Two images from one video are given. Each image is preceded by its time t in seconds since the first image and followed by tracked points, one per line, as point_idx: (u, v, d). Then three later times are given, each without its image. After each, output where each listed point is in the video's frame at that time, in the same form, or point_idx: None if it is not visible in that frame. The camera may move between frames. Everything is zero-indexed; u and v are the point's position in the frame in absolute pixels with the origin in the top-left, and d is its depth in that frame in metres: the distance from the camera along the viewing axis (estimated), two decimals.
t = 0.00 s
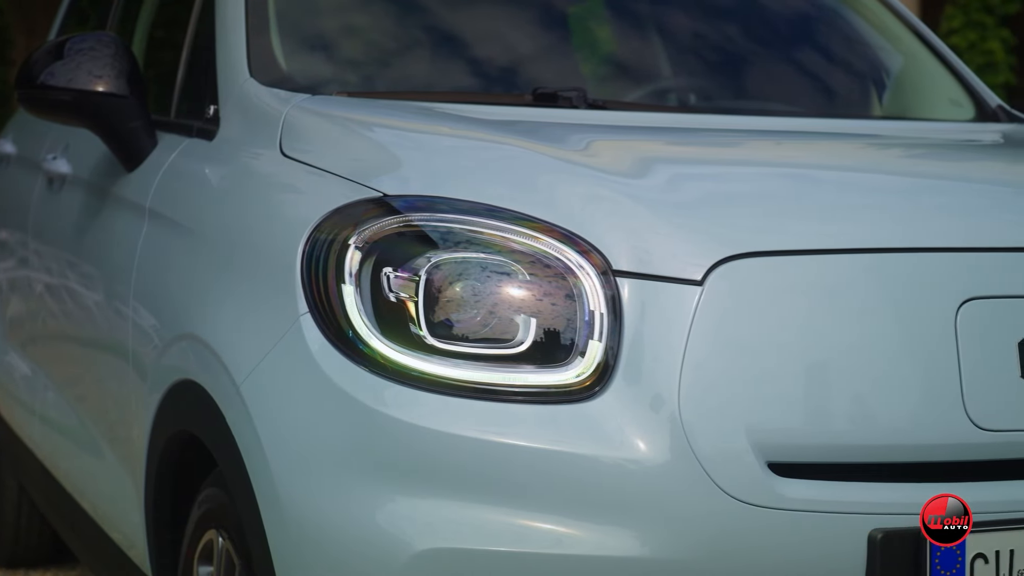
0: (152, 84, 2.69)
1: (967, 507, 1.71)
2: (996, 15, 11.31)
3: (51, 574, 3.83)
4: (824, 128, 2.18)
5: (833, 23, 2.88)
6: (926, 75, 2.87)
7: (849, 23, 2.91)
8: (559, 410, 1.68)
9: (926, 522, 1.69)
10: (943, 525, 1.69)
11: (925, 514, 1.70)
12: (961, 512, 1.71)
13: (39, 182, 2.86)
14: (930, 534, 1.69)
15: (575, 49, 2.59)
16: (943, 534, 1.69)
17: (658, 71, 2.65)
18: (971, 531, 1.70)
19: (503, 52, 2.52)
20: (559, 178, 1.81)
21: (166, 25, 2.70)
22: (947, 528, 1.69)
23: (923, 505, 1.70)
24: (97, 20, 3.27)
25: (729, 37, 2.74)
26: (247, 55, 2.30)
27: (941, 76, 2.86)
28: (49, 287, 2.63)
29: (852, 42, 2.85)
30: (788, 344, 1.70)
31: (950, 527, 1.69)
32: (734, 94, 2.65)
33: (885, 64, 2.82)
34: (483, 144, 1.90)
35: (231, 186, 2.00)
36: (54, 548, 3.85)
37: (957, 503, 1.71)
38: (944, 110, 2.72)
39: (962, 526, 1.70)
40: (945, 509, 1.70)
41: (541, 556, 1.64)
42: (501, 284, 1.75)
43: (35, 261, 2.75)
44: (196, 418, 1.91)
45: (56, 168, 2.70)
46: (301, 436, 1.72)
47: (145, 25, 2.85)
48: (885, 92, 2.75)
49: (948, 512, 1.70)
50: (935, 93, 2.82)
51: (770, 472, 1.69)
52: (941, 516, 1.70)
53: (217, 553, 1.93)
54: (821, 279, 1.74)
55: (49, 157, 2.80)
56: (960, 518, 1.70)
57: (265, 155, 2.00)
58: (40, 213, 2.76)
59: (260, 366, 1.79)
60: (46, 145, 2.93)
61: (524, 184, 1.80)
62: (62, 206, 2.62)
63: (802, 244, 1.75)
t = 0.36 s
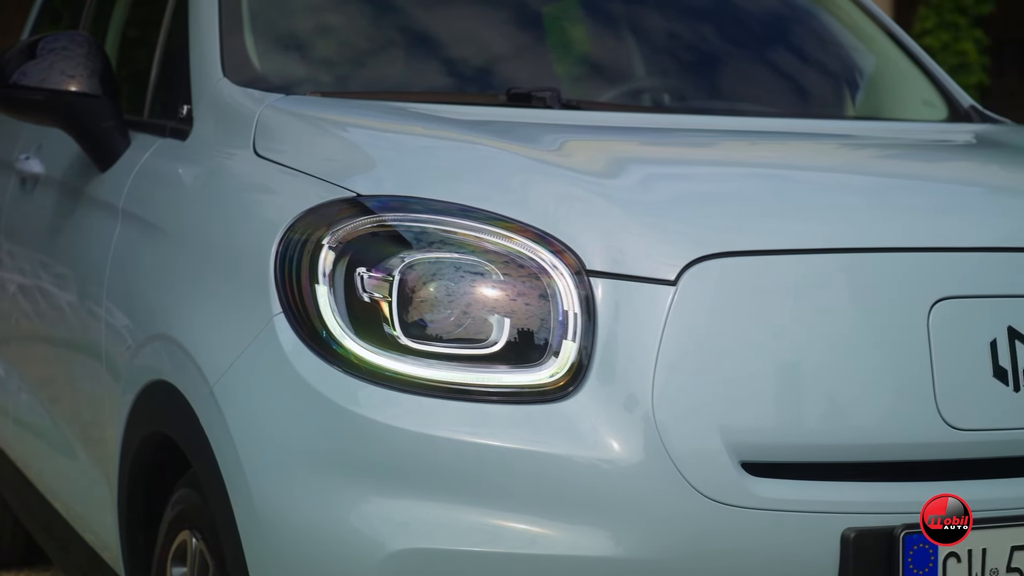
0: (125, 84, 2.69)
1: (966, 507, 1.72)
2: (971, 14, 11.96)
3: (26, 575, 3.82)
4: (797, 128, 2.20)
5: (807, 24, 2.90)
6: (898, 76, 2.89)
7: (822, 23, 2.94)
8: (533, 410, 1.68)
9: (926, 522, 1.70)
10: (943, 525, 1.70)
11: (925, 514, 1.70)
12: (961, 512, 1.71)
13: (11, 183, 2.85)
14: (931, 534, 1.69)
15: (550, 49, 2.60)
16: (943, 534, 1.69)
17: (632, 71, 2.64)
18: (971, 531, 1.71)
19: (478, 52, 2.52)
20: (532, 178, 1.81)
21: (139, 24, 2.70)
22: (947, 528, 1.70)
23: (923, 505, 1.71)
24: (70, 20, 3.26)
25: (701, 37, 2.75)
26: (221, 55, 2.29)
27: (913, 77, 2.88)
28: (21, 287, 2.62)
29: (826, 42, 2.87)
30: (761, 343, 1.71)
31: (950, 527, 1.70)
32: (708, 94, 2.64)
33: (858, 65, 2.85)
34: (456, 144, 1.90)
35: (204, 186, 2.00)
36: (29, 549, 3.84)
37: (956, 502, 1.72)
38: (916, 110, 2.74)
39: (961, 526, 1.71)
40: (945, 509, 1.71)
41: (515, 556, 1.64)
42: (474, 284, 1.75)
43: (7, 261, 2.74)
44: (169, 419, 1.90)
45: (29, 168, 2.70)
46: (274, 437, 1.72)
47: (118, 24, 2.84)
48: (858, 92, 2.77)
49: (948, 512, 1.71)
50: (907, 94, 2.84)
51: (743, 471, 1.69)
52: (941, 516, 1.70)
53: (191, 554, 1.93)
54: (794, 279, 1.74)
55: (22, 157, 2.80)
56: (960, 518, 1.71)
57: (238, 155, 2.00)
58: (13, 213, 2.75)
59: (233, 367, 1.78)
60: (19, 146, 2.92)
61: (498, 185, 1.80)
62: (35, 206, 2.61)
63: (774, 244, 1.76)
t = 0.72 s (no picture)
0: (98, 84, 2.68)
1: (966, 507, 1.73)
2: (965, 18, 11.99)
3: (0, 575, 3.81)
4: (770, 128, 2.21)
5: (781, 24, 2.91)
6: (872, 75, 2.91)
7: (796, 23, 2.94)
8: (507, 410, 1.68)
9: (926, 522, 1.71)
10: (943, 525, 1.71)
11: (925, 514, 1.71)
12: (961, 512, 1.73)
13: None
14: (930, 534, 1.71)
15: (525, 50, 2.60)
16: (942, 534, 1.71)
17: (607, 70, 2.65)
18: (971, 530, 1.72)
19: (453, 52, 2.53)
20: (507, 178, 1.81)
21: (113, 23, 2.69)
22: (946, 528, 1.71)
23: (923, 505, 1.72)
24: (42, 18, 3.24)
25: (676, 38, 2.75)
26: (196, 55, 2.29)
27: (887, 76, 2.90)
28: None
29: (798, 41, 2.89)
30: (735, 343, 1.71)
31: (949, 526, 1.71)
32: (683, 94, 2.66)
33: (832, 64, 2.87)
34: (431, 144, 1.90)
35: (178, 186, 2.00)
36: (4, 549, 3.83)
37: (956, 503, 1.73)
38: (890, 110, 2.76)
39: (961, 525, 1.72)
40: (945, 510, 1.72)
41: (489, 556, 1.64)
42: (449, 284, 1.75)
43: None
44: (143, 420, 1.90)
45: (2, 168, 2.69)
46: (248, 437, 1.71)
47: (92, 23, 2.83)
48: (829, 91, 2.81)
49: (948, 512, 1.72)
50: (881, 94, 2.86)
51: (717, 471, 1.69)
52: (941, 516, 1.71)
53: (164, 555, 1.92)
54: (768, 279, 1.74)
55: None
56: (960, 518, 1.72)
57: (212, 155, 1.99)
58: None
59: (206, 367, 1.78)
60: None
61: (472, 184, 1.80)
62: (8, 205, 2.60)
63: (747, 245, 1.76)
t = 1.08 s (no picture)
0: (73, 84, 2.68)
1: (966, 507, 1.74)
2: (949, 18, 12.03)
3: None
4: (743, 129, 2.23)
5: (754, 23, 2.93)
6: (846, 75, 2.92)
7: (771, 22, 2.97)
8: (482, 410, 1.68)
9: (926, 522, 1.72)
10: (943, 525, 1.72)
11: (926, 514, 1.72)
12: (961, 512, 1.74)
13: None
14: (931, 534, 1.72)
15: (499, 50, 2.61)
16: (943, 534, 1.72)
17: (581, 69, 2.66)
18: (970, 530, 1.73)
19: (428, 52, 2.54)
20: (482, 178, 1.82)
21: (87, 23, 2.68)
22: (947, 528, 1.72)
23: (923, 505, 1.73)
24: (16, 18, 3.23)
25: (651, 38, 2.77)
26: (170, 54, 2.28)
27: (861, 76, 2.92)
28: None
29: (773, 42, 2.91)
30: (709, 343, 1.71)
31: (949, 526, 1.72)
32: (658, 95, 2.66)
33: (807, 65, 2.89)
34: (406, 144, 1.90)
35: (152, 186, 1.99)
36: None
37: (956, 503, 1.74)
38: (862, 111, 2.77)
39: (961, 526, 1.73)
40: (945, 509, 1.73)
41: (464, 556, 1.64)
42: (423, 284, 1.75)
43: None
44: (116, 420, 1.89)
45: None
46: (221, 438, 1.71)
47: (66, 23, 2.82)
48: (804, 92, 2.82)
49: (948, 512, 1.73)
50: (855, 93, 2.87)
51: (692, 471, 1.69)
52: (941, 516, 1.72)
53: (138, 556, 1.92)
54: (742, 279, 1.75)
55: None
56: (960, 518, 1.73)
57: (186, 155, 1.99)
58: None
59: (180, 367, 1.77)
60: None
61: (446, 185, 1.80)
62: None
63: (720, 245, 1.76)
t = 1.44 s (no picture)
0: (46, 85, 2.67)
1: (966, 507, 1.76)
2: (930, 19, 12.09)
3: None
4: (715, 129, 2.24)
5: (729, 23, 2.93)
6: (820, 74, 2.92)
7: (741, 22, 2.96)
8: (456, 410, 1.68)
9: (927, 522, 1.74)
10: (943, 525, 1.74)
11: (926, 514, 1.74)
12: (961, 512, 1.75)
13: None
14: (931, 533, 1.74)
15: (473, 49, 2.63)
16: (943, 534, 1.74)
17: (555, 70, 2.70)
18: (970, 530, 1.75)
19: (402, 52, 2.54)
20: (454, 178, 1.82)
21: (59, 22, 2.68)
22: (947, 528, 1.74)
23: (924, 505, 1.74)
24: None
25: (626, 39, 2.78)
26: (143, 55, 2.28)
27: (831, 77, 2.91)
28: None
29: (743, 42, 2.90)
30: (682, 343, 1.71)
31: (949, 526, 1.74)
32: (631, 95, 2.68)
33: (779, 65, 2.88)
34: (379, 144, 1.90)
35: (124, 186, 1.99)
36: None
37: (956, 503, 1.76)
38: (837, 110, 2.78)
39: (961, 525, 1.75)
40: (945, 510, 1.75)
41: (437, 556, 1.64)
42: (397, 284, 1.74)
43: None
44: (89, 421, 1.89)
45: None
46: (193, 439, 1.70)
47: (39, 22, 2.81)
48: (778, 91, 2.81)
49: (947, 512, 1.74)
50: (828, 92, 2.86)
51: (665, 471, 1.70)
52: (940, 516, 1.74)
53: (110, 557, 1.91)
54: (714, 278, 1.75)
55: None
56: (960, 518, 1.75)
57: (159, 155, 1.98)
58: None
59: (153, 368, 1.77)
60: None
61: (419, 184, 1.80)
62: None
63: (693, 244, 1.77)
